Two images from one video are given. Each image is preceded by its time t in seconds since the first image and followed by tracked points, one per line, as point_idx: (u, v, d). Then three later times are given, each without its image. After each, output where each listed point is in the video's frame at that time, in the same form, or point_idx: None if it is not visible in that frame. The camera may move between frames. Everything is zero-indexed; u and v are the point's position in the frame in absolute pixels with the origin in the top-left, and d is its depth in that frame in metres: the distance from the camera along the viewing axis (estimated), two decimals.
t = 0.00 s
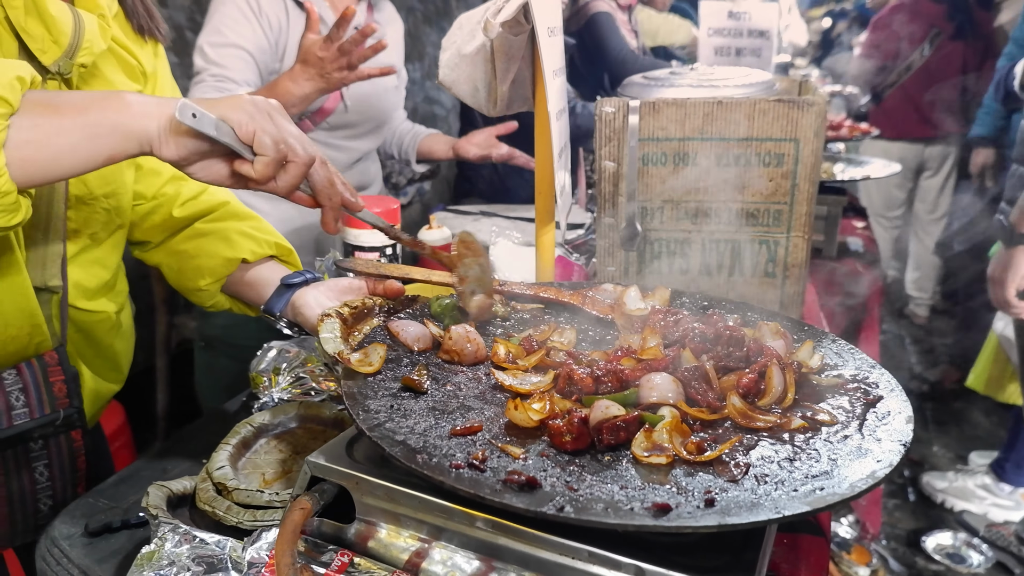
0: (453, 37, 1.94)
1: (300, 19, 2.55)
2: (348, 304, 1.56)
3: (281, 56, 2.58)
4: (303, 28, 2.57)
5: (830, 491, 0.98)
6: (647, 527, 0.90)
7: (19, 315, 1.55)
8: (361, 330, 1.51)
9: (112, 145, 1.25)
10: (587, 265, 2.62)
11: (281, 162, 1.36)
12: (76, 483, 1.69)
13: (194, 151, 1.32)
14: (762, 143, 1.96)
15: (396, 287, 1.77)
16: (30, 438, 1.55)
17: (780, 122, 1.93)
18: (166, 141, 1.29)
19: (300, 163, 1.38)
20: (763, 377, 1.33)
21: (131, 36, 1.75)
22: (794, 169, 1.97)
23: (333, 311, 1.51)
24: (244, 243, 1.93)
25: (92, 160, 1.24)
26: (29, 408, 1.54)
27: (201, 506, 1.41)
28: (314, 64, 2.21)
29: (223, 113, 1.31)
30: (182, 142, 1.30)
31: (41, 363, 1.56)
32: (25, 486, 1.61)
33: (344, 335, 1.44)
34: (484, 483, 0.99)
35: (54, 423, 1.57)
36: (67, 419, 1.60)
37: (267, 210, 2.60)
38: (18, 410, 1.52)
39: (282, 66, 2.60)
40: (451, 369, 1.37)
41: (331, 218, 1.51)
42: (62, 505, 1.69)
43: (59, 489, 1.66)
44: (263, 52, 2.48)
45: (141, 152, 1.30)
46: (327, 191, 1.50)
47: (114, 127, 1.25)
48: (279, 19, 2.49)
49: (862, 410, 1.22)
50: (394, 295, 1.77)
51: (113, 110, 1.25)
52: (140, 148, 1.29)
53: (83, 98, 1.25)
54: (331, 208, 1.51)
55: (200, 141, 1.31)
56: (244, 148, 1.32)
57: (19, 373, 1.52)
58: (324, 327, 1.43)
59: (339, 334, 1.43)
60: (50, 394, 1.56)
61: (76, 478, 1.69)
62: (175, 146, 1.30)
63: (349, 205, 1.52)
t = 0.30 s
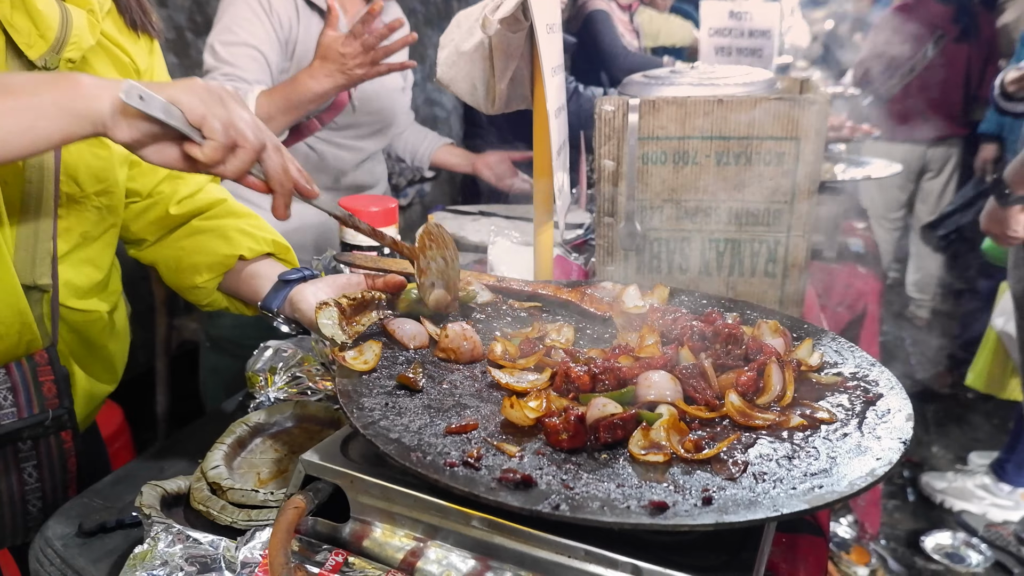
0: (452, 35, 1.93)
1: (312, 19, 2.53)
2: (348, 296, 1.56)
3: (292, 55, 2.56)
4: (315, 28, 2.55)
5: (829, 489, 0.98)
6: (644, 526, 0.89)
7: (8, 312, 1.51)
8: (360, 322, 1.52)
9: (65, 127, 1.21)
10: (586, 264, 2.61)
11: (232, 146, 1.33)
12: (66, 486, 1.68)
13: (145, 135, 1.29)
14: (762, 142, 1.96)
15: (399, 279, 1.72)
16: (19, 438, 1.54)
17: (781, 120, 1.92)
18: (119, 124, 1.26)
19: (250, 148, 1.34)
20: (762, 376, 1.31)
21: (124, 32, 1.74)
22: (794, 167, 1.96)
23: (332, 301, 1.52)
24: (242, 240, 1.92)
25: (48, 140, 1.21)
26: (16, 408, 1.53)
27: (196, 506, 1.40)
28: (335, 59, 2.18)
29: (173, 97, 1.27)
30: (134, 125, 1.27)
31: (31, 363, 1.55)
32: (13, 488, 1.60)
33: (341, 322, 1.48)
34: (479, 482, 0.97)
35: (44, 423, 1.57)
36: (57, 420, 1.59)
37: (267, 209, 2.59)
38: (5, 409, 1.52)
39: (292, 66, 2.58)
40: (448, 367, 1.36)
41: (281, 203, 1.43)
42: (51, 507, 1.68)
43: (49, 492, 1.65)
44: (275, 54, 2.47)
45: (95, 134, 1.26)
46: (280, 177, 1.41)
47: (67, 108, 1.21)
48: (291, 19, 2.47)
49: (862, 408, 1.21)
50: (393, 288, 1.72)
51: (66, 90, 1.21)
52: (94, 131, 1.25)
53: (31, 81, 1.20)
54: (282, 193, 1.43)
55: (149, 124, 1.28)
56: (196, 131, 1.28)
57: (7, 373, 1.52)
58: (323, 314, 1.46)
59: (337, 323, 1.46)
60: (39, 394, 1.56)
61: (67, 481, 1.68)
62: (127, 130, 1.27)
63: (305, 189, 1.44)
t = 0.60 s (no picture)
0: (449, 29, 1.88)
1: (317, 13, 2.46)
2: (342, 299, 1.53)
3: (295, 48, 2.47)
4: (320, 22, 2.48)
5: (842, 503, 0.94)
6: (652, 545, 0.85)
7: None
8: (352, 325, 1.49)
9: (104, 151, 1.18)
10: (583, 263, 2.57)
11: (279, 169, 1.29)
12: (45, 492, 1.63)
13: (191, 159, 1.26)
14: (763, 142, 1.92)
15: (392, 279, 1.64)
16: None
17: (782, 120, 1.88)
18: (162, 147, 1.23)
19: (298, 172, 1.31)
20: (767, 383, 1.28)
21: (110, 23, 1.69)
22: (795, 168, 1.92)
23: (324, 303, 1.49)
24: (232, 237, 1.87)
25: (83, 166, 1.17)
26: None
27: (183, 516, 1.36)
28: (356, 70, 2.18)
29: (222, 120, 1.25)
30: (179, 148, 1.24)
31: (7, 366, 1.50)
32: None
33: (333, 328, 1.44)
34: (479, 497, 0.93)
35: (20, 428, 1.52)
36: (34, 423, 1.55)
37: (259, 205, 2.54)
38: None
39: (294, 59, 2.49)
40: (444, 372, 1.32)
41: (329, 231, 1.39)
42: (29, 514, 1.63)
43: (26, 497, 1.61)
44: (279, 43, 2.38)
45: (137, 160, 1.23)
46: (329, 203, 1.37)
47: (108, 132, 1.18)
48: (297, 9, 2.39)
49: (871, 418, 1.18)
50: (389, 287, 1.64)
51: (109, 114, 1.19)
52: (135, 157, 1.22)
53: (75, 103, 1.19)
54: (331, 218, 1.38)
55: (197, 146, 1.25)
56: (240, 155, 1.25)
57: None
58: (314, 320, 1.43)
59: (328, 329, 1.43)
60: (16, 398, 1.52)
61: (46, 487, 1.63)
62: (171, 153, 1.24)
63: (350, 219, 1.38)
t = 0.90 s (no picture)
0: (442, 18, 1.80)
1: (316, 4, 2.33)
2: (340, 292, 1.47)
3: (291, 37, 2.35)
4: (318, 13, 2.36)
5: (865, 512, 0.90)
6: (671, 560, 0.81)
7: None
8: (351, 320, 1.43)
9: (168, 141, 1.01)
10: (578, 258, 2.52)
11: (364, 141, 1.11)
12: (19, 501, 1.58)
13: (263, 144, 1.05)
14: (763, 135, 1.87)
15: (393, 274, 1.64)
16: None
17: (782, 111, 1.84)
18: (231, 131, 1.03)
19: (381, 140, 1.13)
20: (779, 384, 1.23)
21: (88, 10, 1.61)
22: (795, 162, 1.87)
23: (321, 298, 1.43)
24: (224, 232, 1.81)
25: (142, 157, 1.00)
26: None
27: (167, 527, 1.30)
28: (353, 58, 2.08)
29: (294, 94, 1.07)
30: (248, 130, 1.03)
31: None
32: None
33: (332, 322, 1.38)
34: (487, 510, 0.88)
35: None
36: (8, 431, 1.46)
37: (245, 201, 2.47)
38: None
39: (290, 50, 2.36)
40: (443, 374, 1.27)
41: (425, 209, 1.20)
42: None
43: None
44: (275, 31, 2.28)
45: (201, 152, 1.04)
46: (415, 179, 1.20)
47: (164, 119, 1.00)
48: None
49: (887, 420, 1.13)
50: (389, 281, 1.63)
51: (167, 102, 1.01)
52: (198, 148, 1.03)
53: (136, 91, 1.02)
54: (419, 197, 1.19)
55: (279, 118, 1.04)
56: (320, 129, 1.06)
57: None
58: (312, 314, 1.37)
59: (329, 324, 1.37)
60: None
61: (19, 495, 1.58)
62: (240, 138, 1.03)
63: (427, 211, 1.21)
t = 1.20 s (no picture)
0: None
1: None
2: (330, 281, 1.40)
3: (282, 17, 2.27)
4: None
5: (891, 514, 0.85)
6: (693, 569, 0.75)
7: None
8: (343, 308, 1.36)
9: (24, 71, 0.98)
10: (571, 248, 2.45)
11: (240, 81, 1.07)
12: (7, 497, 1.54)
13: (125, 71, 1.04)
14: (762, 122, 1.82)
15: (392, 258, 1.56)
16: None
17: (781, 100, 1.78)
18: (85, 62, 1.01)
19: (260, 85, 1.08)
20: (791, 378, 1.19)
21: None
22: (795, 150, 1.82)
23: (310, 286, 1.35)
24: (213, 217, 1.73)
25: None
26: None
27: (149, 530, 1.23)
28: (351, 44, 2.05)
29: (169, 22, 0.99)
30: (107, 65, 1.03)
31: None
32: None
33: (322, 309, 1.32)
34: (494, 516, 0.82)
35: None
36: None
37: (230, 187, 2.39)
38: None
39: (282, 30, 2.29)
40: (440, 369, 1.21)
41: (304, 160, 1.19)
42: None
43: None
44: (267, 9, 2.19)
45: (53, 80, 1.01)
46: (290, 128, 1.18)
47: (13, 45, 0.97)
48: None
49: (905, 416, 1.09)
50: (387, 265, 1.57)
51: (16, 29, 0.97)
52: (46, 73, 0.99)
53: None
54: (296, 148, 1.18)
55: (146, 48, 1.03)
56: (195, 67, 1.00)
57: None
58: (302, 302, 1.30)
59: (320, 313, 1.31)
60: None
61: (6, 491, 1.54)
62: (99, 67, 1.02)
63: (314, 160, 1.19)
